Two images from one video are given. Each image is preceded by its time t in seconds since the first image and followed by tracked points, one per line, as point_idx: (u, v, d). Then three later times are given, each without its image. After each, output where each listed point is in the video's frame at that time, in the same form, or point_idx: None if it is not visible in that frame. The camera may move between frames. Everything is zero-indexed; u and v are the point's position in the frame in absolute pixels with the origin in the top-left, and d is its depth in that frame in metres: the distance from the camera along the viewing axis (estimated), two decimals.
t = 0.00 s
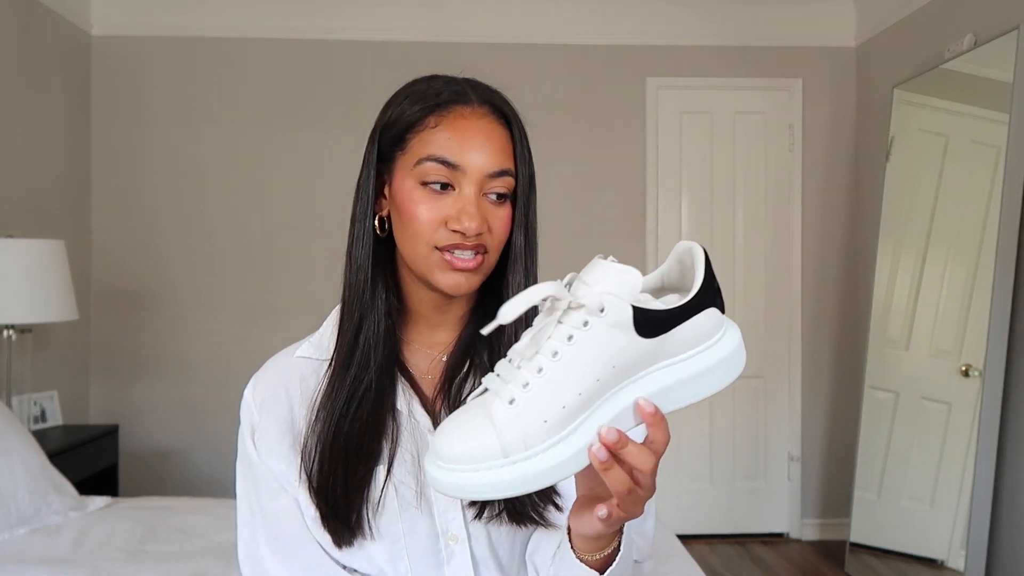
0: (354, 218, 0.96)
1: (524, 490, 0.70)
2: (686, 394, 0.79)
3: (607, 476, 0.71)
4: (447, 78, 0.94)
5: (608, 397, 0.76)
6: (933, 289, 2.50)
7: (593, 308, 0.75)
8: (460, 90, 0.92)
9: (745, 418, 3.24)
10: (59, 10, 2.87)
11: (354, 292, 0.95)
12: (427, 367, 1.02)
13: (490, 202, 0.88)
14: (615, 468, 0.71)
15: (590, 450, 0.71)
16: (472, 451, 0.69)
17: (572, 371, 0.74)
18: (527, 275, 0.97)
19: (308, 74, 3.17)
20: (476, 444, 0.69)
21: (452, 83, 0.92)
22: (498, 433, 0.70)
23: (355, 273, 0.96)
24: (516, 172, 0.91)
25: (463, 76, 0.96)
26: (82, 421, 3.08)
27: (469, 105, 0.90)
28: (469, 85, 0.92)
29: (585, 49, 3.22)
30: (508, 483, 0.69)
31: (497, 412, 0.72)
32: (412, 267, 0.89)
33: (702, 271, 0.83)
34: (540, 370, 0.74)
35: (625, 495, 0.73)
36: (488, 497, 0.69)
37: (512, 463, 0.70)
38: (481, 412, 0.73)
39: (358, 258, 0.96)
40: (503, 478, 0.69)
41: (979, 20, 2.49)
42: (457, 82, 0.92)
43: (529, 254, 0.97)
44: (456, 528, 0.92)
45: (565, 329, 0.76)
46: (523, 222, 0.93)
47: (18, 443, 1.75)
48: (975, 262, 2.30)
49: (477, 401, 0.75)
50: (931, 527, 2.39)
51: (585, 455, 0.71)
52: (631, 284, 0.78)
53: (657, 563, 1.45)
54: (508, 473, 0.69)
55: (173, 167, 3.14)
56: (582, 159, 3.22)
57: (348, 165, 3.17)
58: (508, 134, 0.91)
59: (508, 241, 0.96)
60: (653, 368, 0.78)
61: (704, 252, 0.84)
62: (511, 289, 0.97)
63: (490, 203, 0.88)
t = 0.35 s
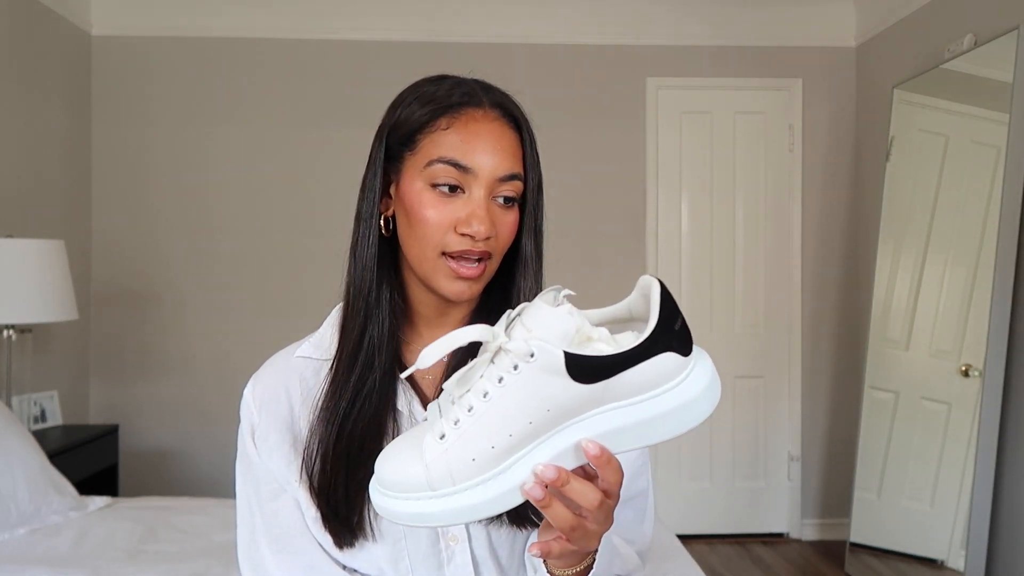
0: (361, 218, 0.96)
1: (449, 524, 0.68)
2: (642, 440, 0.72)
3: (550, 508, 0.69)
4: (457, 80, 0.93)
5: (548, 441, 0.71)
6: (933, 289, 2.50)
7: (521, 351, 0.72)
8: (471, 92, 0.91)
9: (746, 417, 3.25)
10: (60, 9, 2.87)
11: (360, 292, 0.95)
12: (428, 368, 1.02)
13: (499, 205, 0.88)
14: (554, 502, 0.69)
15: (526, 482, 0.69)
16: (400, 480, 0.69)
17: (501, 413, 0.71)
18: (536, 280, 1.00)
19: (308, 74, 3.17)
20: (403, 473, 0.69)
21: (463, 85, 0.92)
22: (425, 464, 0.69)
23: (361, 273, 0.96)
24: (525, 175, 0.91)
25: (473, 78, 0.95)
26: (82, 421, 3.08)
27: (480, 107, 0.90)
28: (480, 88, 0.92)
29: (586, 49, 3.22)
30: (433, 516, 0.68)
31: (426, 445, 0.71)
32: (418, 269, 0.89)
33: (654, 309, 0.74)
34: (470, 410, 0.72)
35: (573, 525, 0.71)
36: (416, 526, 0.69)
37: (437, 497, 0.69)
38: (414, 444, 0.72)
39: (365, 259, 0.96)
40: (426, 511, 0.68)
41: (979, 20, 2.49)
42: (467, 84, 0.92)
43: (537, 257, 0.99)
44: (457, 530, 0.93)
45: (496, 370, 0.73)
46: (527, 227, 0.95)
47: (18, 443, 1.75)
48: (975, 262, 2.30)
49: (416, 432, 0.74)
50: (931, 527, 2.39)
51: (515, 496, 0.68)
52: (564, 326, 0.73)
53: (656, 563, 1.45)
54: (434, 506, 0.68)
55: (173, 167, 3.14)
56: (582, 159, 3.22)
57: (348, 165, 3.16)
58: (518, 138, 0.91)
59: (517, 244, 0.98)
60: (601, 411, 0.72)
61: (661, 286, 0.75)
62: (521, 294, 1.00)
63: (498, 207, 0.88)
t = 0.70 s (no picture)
0: (357, 219, 0.96)
1: (468, 464, 0.72)
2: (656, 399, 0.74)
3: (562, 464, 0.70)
4: (452, 79, 0.93)
5: (565, 392, 0.75)
6: (933, 288, 2.50)
7: (543, 298, 0.75)
8: (466, 90, 0.91)
9: (746, 418, 3.24)
10: (59, 10, 2.87)
11: (357, 293, 0.95)
12: (428, 367, 1.02)
13: (497, 202, 0.88)
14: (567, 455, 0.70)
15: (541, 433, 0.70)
16: (422, 420, 0.73)
17: (522, 358, 0.75)
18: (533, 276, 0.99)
19: (308, 74, 3.17)
20: (426, 415, 0.74)
21: (457, 84, 0.92)
22: (446, 407, 0.74)
23: (358, 275, 0.96)
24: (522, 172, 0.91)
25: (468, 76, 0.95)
26: (82, 421, 3.09)
27: (475, 105, 0.90)
28: (475, 85, 0.92)
29: (586, 49, 3.22)
30: (450, 456, 0.72)
31: (449, 389, 0.75)
32: (417, 268, 0.89)
33: (674, 270, 0.76)
34: (493, 355, 0.76)
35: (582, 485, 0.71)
36: (432, 467, 0.73)
37: (458, 438, 0.73)
38: (437, 389, 0.77)
39: (363, 260, 0.96)
40: (444, 451, 0.72)
41: (979, 20, 2.49)
42: (462, 82, 0.92)
43: (534, 253, 0.98)
44: (456, 529, 0.93)
45: (518, 318, 0.77)
46: (527, 224, 0.95)
47: (18, 443, 1.75)
48: (975, 262, 2.30)
49: (441, 379, 0.79)
50: (931, 527, 2.38)
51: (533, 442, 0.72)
52: (588, 277, 0.76)
53: (656, 563, 1.46)
54: (451, 446, 0.72)
55: (173, 167, 3.14)
56: (582, 159, 3.23)
57: (349, 165, 3.16)
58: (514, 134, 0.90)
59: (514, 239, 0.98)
60: (618, 365, 0.75)
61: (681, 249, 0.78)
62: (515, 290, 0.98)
63: (496, 203, 0.88)
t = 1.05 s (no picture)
0: (345, 223, 0.97)
1: (548, 350, 0.84)
2: (716, 312, 0.88)
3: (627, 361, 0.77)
4: (432, 76, 0.94)
5: (635, 298, 0.88)
6: (933, 288, 2.50)
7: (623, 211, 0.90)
8: (444, 86, 0.92)
9: (746, 418, 3.24)
10: (59, 10, 2.87)
11: (347, 295, 0.96)
12: (425, 366, 1.02)
13: (479, 197, 0.89)
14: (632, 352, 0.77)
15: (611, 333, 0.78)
16: (505, 313, 0.85)
17: (599, 262, 0.88)
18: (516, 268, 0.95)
19: (308, 74, 3.17)
20: (508, 310, 0.85)
21: (436, 80, 0.92)
22: (527, 305, 0.86)
23: (347, 278, 0.96)
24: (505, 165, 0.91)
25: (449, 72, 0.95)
26: (83, 421, 3.09)
27: (452, 100, 0.90)
28: (454, 81, 0.92)
29: (585, 49, 3.22)
30: (529, 341, 0.84)
31: (533, 287, 0.88)
32: (404, 267, 0.91)
33: (735, 204, 0.94)
34: (573, 260, 0.89)
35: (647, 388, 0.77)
36: (511, 351, 0.84)
37: (540, 327, 0.85)
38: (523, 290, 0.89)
39: (349, 264, 0.96)
40: (524, 337, 0.84)
41: (979, 20, 2.49)
42: (441, 78, 0.92)
43: (522, 249, 0.95)
44: (453, 529, 0.91)
45: (598, 230, 0.90)
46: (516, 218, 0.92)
47: (18, 443, 1.75)
48: (975, 262, 2.30)
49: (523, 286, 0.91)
50: (931, 527, 2.38)
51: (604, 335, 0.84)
52: (662, 201, 0.92)
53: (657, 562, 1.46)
54: (531, 333, 0.84)
55: (173, 167, 3.15)
56: (582, 159, 3.22)
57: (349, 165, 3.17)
58: (494, 128, 0.91)
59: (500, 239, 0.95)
60: (685, 280, 0.89)
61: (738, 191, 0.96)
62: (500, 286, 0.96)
63: (478, 199, 0.89)
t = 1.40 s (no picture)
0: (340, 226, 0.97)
1: (580, 356, 0.85)
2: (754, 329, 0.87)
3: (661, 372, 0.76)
4: (421, 78, 0.94)
5: (674, 310, 0.88)
6: (932, 288, 2.50)
7: (665, 222, 0.89)
8: (433, 89, 0.92)
9: (746, 418, 3.24)
10: (59, 10, 2.87)
11: (343, 298, 0.96)
12: (424, 367, 1.02)
13: (469, 200, 0.89)
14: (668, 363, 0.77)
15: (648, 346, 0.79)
16: (541, 318, 0.86)
17: (637, 272, 0.89)
18: (508, 270, 0.94)
19: (308, 74, 3.17)
20: (546, 315, 0.86)
21: (425, 83, 0.92)
22: (564, 311, 0.87)
23: (342, 281, 0.96)
24: (495, 167, 0.91)
25: (439, 73, 0.96)
26: (82, 421, 3.09)
27: (441, 104, 0.91)
28: (443, 84, 0.93)
29: (586, 49, 3.22)
30: (564, 346, 0.85)
31: (570, 293, 0.89)
32: (397, 270, 0.91)
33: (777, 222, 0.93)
34: (612, 269, 0.90)
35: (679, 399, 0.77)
36: (545, 356, 0.84)
37: (573, 333, 0.86)
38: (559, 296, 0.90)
39: (343, 267, 0.97)
40: (560, 342, 0.85)
41: (979, 20, 2.49)
42: (430, 81, 0.93)
43: (512, 249, 0.94)
44: (454, 528, 0.91)
45: (639, 239, 0.90)
46: (506, 221, 0.92)
47: (18, 443, 1.75)
48: (975, 263, 2.30)
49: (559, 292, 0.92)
50: (931, 527, 2.38)
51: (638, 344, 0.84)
52: (706, 214, 0.91)
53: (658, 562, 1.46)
54: (567, 339, 0.85)
55: (173, 167, 3.14)
56: (581, 159, 3.22)
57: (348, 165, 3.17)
58: (483, 130, 0.91)
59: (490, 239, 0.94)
60: (724, 294, 0.88)
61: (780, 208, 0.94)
62: (492, 285, 0.95)
63: (468, 202, 0.89)
